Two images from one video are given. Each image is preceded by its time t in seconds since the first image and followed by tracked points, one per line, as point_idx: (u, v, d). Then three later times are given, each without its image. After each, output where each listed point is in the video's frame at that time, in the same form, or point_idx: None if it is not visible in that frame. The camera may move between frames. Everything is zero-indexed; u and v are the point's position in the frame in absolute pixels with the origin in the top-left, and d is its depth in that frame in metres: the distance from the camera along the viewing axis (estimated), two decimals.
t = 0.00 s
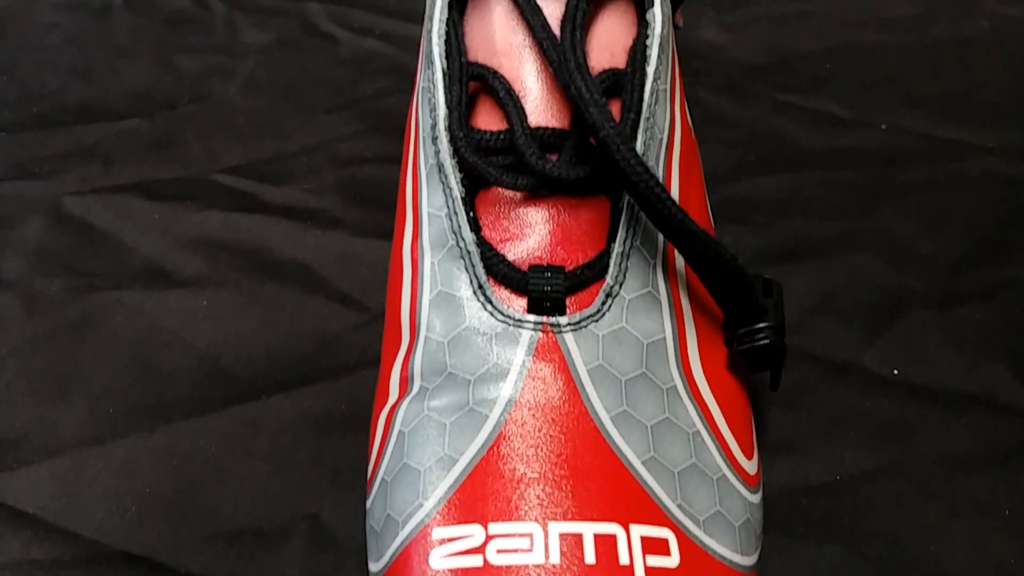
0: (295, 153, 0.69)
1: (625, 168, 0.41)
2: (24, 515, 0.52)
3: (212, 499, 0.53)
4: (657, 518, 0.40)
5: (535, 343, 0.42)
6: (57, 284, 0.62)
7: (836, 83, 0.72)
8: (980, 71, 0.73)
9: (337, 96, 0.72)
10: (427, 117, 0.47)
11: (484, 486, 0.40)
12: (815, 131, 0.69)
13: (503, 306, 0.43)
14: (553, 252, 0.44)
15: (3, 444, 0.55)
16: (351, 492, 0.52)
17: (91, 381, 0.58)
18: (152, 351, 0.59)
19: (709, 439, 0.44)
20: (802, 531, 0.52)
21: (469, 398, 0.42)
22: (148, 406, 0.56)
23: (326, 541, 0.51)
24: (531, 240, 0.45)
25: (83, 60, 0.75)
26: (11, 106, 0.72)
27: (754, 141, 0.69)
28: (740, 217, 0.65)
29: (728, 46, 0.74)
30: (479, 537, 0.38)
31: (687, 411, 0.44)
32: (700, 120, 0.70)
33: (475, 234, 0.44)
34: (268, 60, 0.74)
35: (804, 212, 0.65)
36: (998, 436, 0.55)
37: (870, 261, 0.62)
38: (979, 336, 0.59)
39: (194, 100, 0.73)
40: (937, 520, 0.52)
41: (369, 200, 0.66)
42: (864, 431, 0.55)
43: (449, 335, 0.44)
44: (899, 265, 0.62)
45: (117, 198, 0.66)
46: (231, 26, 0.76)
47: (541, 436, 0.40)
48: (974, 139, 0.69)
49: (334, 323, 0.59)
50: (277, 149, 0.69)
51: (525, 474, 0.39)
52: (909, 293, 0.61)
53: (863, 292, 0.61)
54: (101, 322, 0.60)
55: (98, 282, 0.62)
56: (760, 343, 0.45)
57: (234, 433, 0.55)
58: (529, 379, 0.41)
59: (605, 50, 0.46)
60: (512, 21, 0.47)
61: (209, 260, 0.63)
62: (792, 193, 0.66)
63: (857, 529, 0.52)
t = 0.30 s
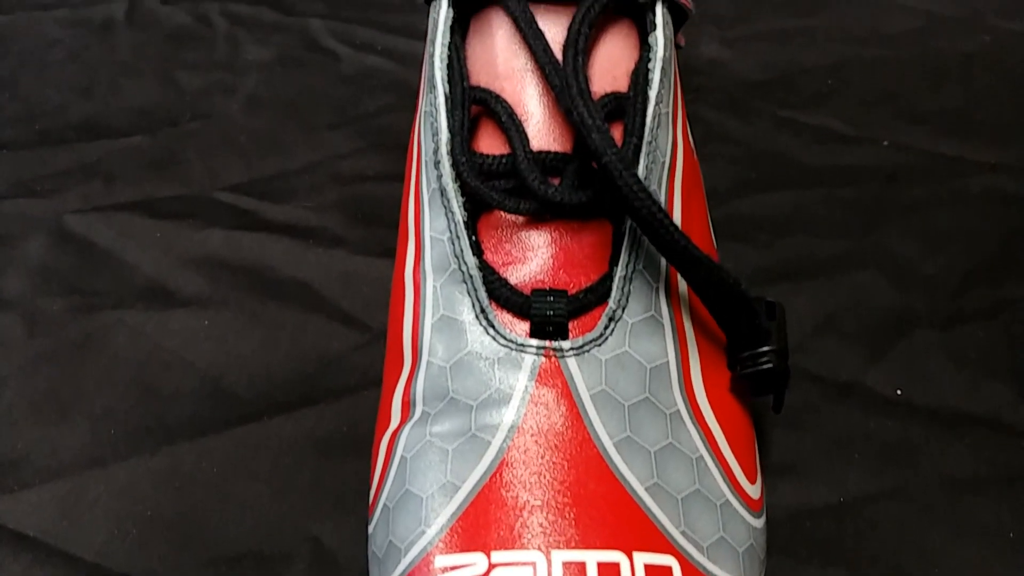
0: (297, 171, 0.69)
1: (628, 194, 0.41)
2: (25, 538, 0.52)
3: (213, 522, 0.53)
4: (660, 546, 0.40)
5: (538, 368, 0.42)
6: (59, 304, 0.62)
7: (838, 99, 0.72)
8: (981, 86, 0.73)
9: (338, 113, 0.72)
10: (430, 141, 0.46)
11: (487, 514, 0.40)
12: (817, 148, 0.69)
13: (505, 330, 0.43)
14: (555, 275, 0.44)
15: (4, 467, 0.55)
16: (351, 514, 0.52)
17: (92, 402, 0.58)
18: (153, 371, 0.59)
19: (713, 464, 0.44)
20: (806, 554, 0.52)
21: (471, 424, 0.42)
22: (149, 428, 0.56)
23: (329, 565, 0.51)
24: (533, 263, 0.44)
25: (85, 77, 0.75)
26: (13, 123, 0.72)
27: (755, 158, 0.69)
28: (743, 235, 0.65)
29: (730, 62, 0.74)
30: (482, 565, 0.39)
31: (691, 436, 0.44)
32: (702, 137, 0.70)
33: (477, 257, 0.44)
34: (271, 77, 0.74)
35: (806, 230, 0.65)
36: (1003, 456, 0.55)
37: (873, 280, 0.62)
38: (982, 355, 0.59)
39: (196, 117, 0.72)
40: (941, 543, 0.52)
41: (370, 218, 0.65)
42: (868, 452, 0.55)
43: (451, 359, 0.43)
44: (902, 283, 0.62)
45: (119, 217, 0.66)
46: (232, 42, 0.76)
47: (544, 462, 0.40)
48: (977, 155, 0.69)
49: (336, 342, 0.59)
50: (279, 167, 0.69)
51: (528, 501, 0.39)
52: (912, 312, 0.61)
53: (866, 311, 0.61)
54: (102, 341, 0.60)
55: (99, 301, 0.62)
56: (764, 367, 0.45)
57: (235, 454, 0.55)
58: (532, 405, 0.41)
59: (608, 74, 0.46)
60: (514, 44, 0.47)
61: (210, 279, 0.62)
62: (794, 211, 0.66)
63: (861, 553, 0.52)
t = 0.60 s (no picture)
0: (299, 192, 0.68)
1: (632, 227, 0.40)
2: (23, 567, 0.53)
3: (213, 550, 0.54)
4: None
5: (540, 400, 0.41)
6: (58, 326, 0.62)
7: (841, 120, 0.72)
8: (984, 107, 0.73)
9: (340, 132, 0.72)
10: (432, 169, 0.46)
11: (489, 549, 0.39)
12: (820, 169, 0.69)
13: (507, 361, 0.42)
14: (558, 305, 0.44)
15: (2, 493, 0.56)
16: (350, 542, 0.53)
17: (91, 428, 0.58)
18: (153, 396, 0.59)
19: (716, 496, 0.44)
20: None
21: (473, 457, 0.41)
22: (149, 454, 0.57)
23: None
24: (536, 292, 0.44)
25: (86, 95, 0.75)
26: (12, 142, 0.72)
27: (758, 179, 0.68)
28: (745, 258, 0.64)
29: (732, 81, 0.73)
30: None
31: (694, 468, 0.43)
32: (705, 158, 0.70)
33: (479, 286, 0.44)
34: (273, 95, 0.74)
35: (809, 253, 0.65)
36: (1005, 483, 0.56)
37: (876, 304, 0.62)
38: (985, 381, 0.59)
39: (197, 136, 0.72)
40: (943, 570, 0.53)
41: (371, 240, 0.65)
42: (871, 480, 0.55)
43: (452, 390, 0.43)
44: (905, 307, 0.62)
45: (118, 237, 0.66)
46: (233, 60, 0.76)
47: (547, 497, 0.40)
48: (981, 176, 0.69)
49: (337, 366, 0.59)
50: (280, 187, 0.69)
51: (531, 536, 0.39)
52: (916, 337, 0.61)
53: (868, 336, 0.61)
54: (101, 364, 0.60)
55: (99, 324, 0.62)
56: (768, 399, 0.44)
57: (235, 482, 0.55)
58: (535, 438, 0.41)
59: (611, 102, 0.46)
60: (517, 72, 0.47)
61: (211, 302, 0.62)
62: (797, 234, 0.66)
63: None
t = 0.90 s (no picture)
0: (300, 205, 0.68)
1: (635, 248, 0.40)
2: None
3: (213, 569, 0.53)
4: None
5: (542, 422, 0.41)
6: (57, 341, 0.62)
7: (843, 133, 0.72)
8: (986, 120, 0.73)
9: (341, 146, 0.71)
10: (433, 187, 0.45)
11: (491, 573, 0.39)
12: (823, 183, 0.69)
13: (509, 382, 0.42)
14: (560, 324, 0.44)
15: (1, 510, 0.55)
16: (353, 561, 0.53)
17: (90, 445, 0.57)
18: (153, 412, 0.58)
19: (719, 517, 0.43)
20: None
21: (475, 479, 0.41)
22: (148, 471, 0.56)
23: None
24: (538, 312, 0.44)
25: (86, 108, 0.74)
26: (12, 154, 0.72)
27: (761, 194, 0.68)
28: (747, 273, 0.64)
29: (734, 94, 0.73)
30: None
31: (697, 489, 0.43)
32: (707, 171, 0.69)
33: (480, 305, 0.44)
34: (274, 108, 0.74)
35: (812, 268, 0.65)
36: (1008, 503, 0.56)
37: (879, 320, 0.62)
38: (989, 399, 0.59)
39: (197, 149, 0.72)
40: None
41: (372, 254, 0.65)
42: (874, 498, 0.55)
43: (454, 411, 0.43)
44: (908, 323, 0.62)
45: (118, 251, 0.66)
46: (234, 72, 0.76)
47: (549, 520, 0.40)
48: (983, 191, 0.69)
49: (338, 383, 0.59)
50: (280, 200, 0.69)
51: (533, 560, 0.39)
52: (919, 353, 0.61)
53: (871, 353, 0.61)
54: (100, 380, 0.60)
55: (98, 339, 0.62)
56: (772, 419, 0.44)
57: (235, 500, 0.55)
58: (537, 460, 0.41)
59: (613, 121, 0.46)
60: (519, 91, 0.46)
61: (212, 317, 0.62)
62: (800, 249, 0.66)
63: None
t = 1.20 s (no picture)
0: (300, 220, 0.68)
1: (635, 271, 0.40)
2: None
3: None
4: None
5: (543, 445, 0.41)
6: (55, 358, 0.62)
7: (845, 146, 0.71)
8: (988, 133, 0.72)
9: (341, 159, 0.71)
10: (434, 209, 0.45)
11: None
12: (824, 197, 0.68)
13: (509, 405, 0.42)
14: (560, 346, 0.43)
15: None
16: None
17: (87, 464, 0.58)
18: (151, 430, 0.59)
19: (721, 540, 0.43)
20: None
21: (474, 503, 0.41)
22: (147, 489, 0.57)
23: None
24: (538, 333, 0.44)
25: (85, 121, 0.74)
26: (10, 168, 0.71)
27: (762, 208, 0.68)
28: (748, 288, 0.64)
29: (735, 106, 0.73)
30: None
31: (699, 512, 0.43)
32: (708, 185, 0.69)
33: (480, 327, 0.43)
34: (273, 121, 0.73)
35: (814, 282, 0.64)
36: (1013, 522, 0.55)
37: (882, 337, 0.62)
38: (992, 416, 0.59)
39: (196, 163, 0.72)
40: None
41: (371, 270, 0.65)
42: (876, 518, 0.55)
43: (453, 434, 0.42)
44: (911, 340, 0.62)
45: (116, 267, 0.66)
46: (233, 84, 0.75)
47: (549, 545, 0.39)
48: (985, 204, 0.69)
49: (338, 401, 0.59)
50: (279, 215, 0.68)
51: None
52: (922, 370, 0.60)
53: (874, 369, 0.60)
54: (98, 397, 0.60)
55: (97, 356, 0.62)
56: (774, 441, 0.44)
57: (234, 520, 0.55)
58: (537, 484, 0.40)
59: (614, 140, 0.45)
60: (519, 111, 0.46)
61: (210, 333, 0.62)
62: (802, 264, 0.65)
63: None
